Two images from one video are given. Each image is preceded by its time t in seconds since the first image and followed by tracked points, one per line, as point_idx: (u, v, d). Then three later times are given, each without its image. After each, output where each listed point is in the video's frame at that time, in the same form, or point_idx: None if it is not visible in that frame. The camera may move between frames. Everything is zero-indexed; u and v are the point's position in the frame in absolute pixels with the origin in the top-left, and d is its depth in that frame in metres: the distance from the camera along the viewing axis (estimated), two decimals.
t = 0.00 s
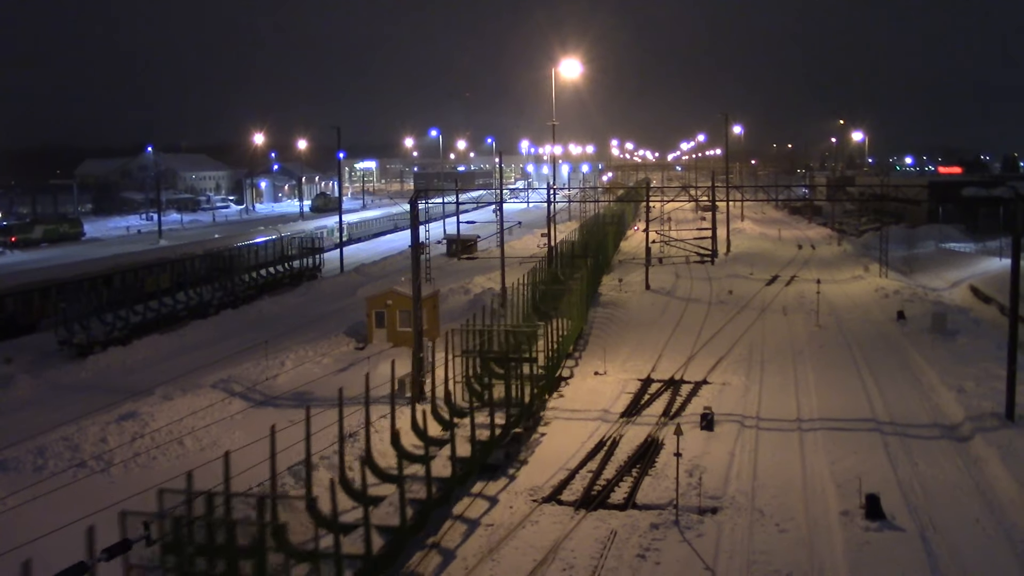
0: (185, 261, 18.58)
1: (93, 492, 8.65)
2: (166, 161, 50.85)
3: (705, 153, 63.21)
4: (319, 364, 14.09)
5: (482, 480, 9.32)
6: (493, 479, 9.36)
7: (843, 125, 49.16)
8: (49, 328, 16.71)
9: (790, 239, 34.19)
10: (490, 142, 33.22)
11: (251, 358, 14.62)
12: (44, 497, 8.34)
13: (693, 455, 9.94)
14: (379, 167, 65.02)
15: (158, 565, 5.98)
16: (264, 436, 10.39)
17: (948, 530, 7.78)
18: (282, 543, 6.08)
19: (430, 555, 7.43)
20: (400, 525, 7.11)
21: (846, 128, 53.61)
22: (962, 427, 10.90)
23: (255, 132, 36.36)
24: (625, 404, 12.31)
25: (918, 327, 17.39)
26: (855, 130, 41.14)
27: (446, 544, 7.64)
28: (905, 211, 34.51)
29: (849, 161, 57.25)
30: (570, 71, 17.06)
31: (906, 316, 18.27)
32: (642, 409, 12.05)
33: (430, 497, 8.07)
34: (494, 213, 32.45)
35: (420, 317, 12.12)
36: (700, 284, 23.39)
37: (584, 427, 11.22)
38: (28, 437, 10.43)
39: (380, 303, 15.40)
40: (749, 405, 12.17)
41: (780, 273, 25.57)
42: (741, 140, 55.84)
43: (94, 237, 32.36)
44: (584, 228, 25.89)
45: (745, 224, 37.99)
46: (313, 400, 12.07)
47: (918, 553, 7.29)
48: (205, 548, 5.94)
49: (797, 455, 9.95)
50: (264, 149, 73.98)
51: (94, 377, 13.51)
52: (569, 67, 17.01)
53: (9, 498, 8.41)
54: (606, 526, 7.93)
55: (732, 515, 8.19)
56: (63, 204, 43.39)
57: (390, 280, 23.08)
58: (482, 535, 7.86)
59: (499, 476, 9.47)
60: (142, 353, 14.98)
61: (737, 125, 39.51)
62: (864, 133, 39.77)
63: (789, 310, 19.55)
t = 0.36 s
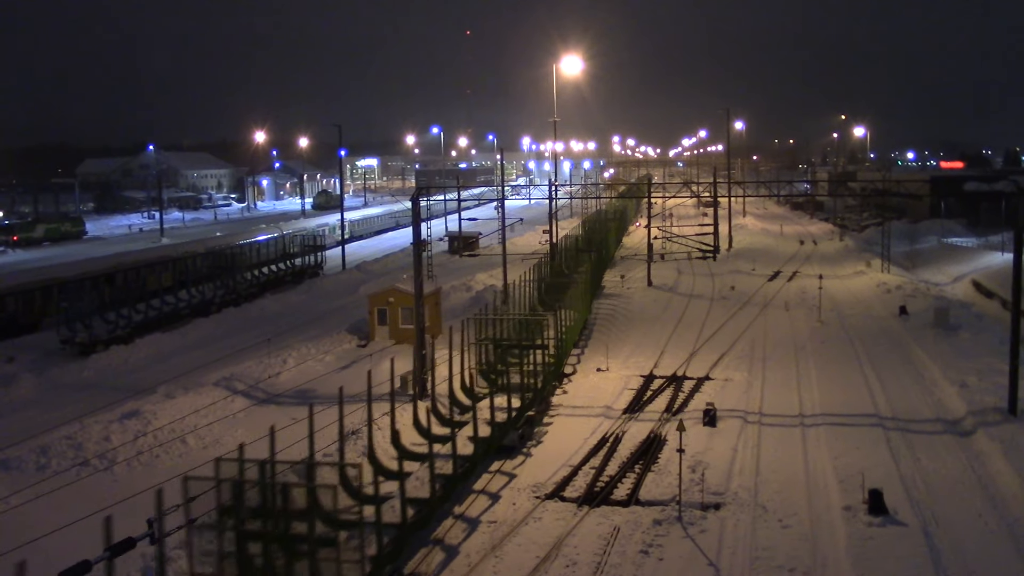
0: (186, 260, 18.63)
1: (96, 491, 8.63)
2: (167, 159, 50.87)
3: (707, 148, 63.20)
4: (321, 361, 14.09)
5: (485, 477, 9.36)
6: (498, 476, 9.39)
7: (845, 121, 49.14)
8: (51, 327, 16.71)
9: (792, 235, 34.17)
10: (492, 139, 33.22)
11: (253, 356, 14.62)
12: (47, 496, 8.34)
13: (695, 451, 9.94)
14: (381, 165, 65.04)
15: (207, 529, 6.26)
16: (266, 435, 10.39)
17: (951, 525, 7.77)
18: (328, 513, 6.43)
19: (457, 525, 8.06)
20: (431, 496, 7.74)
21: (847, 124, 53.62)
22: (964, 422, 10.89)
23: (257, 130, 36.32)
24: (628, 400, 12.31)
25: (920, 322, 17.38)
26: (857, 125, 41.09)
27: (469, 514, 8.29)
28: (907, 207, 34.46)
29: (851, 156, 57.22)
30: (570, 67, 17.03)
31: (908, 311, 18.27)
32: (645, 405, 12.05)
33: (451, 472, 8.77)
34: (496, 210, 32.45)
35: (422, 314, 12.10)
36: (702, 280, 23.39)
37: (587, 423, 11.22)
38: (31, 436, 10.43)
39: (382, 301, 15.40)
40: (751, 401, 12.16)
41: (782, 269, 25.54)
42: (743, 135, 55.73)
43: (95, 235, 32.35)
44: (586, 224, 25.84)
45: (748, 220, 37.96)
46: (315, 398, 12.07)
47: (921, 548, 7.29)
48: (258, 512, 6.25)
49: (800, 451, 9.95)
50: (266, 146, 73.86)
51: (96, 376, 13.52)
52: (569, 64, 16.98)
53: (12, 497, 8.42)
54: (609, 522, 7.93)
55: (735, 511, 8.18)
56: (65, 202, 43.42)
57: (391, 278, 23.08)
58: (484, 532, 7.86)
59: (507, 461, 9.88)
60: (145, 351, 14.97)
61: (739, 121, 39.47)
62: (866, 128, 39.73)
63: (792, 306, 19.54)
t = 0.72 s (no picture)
0: (189, 259, 18.67)
1: (98, 492, 8.63)
2: (170, 159, 50.93)
3: (709, 147, 63.21)
4: (324, 361, 14.11)
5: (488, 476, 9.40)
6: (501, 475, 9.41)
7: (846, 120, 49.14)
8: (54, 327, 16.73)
9: (795, 234, 34.15)
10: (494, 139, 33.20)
11: (256, 356, 14.64)
12: (50, 497, 8.35)
13: (698, 450, 9.94)
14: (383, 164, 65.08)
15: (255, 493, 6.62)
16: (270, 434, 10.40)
17: (955, 524, 7.76)
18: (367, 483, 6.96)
19: (473, 508, 8.47)
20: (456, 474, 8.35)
21: (850, 122, 53.55)
22: (967, 420, 10.88)
23: (259, 131, 36.32)
24: (630, 399, 12.31)
25: (923, 321, 17.36)
26: (859, 123, 41.05)
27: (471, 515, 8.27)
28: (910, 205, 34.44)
29: (854, 155, 57.18)
30: (571, 67, 17.02)
31: (910, 310, 18.26)
32: (647, 404, 12.05)
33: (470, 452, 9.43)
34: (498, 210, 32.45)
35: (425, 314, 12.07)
36: (704, 279, 23.40)
37: (589, 423, 11.19)
38: (35, 436, 10.45)
39: (384, 301, 15.41)
40: (754, 400, 12.14)
41: (784, 268, 25.53)
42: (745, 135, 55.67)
43: (98, 236, 32.38)
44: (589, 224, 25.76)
45: (750, 219, 37.94)
46: (318, 398, 12.08)
47: (924, 547, 7.29)
48: (303, 481, 6.73)
49: (805, 450, 9.93)
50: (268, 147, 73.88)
51: (99, 376, 13.54)
52: (570, 63, 16.98)
53: (15, 498, 8.42)
54: (612, 522, 7.92)
55: (738, 510, 8.18)
56: (68, 203, 43.47)
57: (394, 278, 23.11)
58: (487, 532, 7.86)
59: (517, 449, 10.27)
60: (148, 352, 14.98)
61: (740, 120, 39.48)
62: (867, 126, 39.69)
63: (794, 305, 19.54)
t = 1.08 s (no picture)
0: (191, 260, 18.67)
1: (100, 492, 8.64)
2: (172, 160, 50.96)
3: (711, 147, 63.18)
4: (326, 361, 14.12)
5: (490, 474, 9.44)
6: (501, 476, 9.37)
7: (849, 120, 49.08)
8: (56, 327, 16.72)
9: (797, 234, 34.10)
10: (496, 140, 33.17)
11: (258, 356, 14.65)
12: (53, 498, 8.37)
13: (700, 450, 9.94)
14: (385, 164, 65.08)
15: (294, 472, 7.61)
16: (272, 434, 10.42)
17: (958, 524, 7.76)
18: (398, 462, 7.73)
19: (476, 507, 8.51)
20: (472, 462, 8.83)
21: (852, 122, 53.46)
22: (970, 420, 10.88)
23: (261, 131, 36.29)
24: (632, 400, 12.31)
25: (925, 321, 17.36)
26: (861, 123, 41.01)
27: (474, 514, 8.29)
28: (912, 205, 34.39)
29: (856, 155, 57.17)
30: (574, 67, 17.03)
31: (913, 310, 18.25)
32: (649, 404, 12.05)
33: (488, 437, 10.11)
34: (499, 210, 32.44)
35: (426, 315, 12.06)
36: (706, 279, 23.39)
37: (591, 424, 11.18)
38: (37, 437, 10.46)
39: (387, 301, 15.41)
40: (757, 400, 12.12)
41: (787, 268, 25.50)
42: (747, 135, 55.58)
43: (100, 237, 32.39)
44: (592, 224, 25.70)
45: (752, 220, 37.90)
46: (320, 398, 12.09)
47: (926, 547, 7.29)
48: (338, 457, 7.56)
49: (807, 450, 9.93)
50: (271, 147, 73.94)
51: (101, 376, 13.55)
52: (573, 64, 16.99)
53: (17, 498, 8.43)
54: (614, 522, 7.93)
55: (740, 510, 8.18)
56: (70, 204, 43.47)
57: (395, 278, 23.12)
58: (489, 531, 7.88)
59: (518, 449, 10.27)
60: (150, 352, 14.97)
61: (742, 120, 39.46)
62: (870, 126, 39.67)
63: (796, 305, 19.52)
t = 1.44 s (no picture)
0: (194, 260, 18.69)
1: (103, 492, 8.65)
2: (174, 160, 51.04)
3: (713, 147, 63.13)
4: (329, 361, 14.14)
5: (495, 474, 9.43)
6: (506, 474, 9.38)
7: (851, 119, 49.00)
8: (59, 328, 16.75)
9: (799, 233, 34.06)
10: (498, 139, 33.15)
11: (261, 356, 14.67)
12: (57, 498, 8.39)
13: (703, 450, 9.93)
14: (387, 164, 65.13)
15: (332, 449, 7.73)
16: (275, 434, 10.44)
17: (961, 524, 7.75)
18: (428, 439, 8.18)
19: (482, 506, 8.52)
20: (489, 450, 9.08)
21: (854, 122, 53.38)
22: (973, 420, 10.86)
23: (263, 131, 36.33)
24: (636, 399, 12.30)
25: (929, 320, 17.33)
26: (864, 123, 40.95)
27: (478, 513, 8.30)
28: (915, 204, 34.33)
29: (858, 154, 57.10)
30: (576, 67, 17.02)
31: (915, 309, 18.22)
32: (652, 404, 12.05)
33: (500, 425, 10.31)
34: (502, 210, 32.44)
35: (429, 315, 12.03)
36: (709, 278, 23.40)
37: (594, 423, 11.17)
38: (41, 437, 10.48)
39: (389, 301, 15.42)
40: (760, 400, 12.11)
41: (790, 267, 25.47)
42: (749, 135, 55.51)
43: (103, 237, 32.45)
44: (594, 224, 25.66)
45: (755, 219, 37.88)
46: (323, 398, 12.11)
47: (930, 547, 7.28)
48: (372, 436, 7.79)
49: (810, 450, 9.91)
50: (274, 148, 74.05)
51: (104, 376, 13.57)
52: (574, 63, 16.98)
53: (22, 498, 8.45)
54: (617, 522, 7.93)
55: (743, 510, 8.18)
56: (73, 204, 43.56)
57: (398, 278, 23.13)
58: (492, 531, 7.88)
59: (521, 449, 10.26)
60: (153, 353, 14.99)
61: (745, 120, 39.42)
62: (872, 126, 39.62)
63: (799, 304, 19.51)
